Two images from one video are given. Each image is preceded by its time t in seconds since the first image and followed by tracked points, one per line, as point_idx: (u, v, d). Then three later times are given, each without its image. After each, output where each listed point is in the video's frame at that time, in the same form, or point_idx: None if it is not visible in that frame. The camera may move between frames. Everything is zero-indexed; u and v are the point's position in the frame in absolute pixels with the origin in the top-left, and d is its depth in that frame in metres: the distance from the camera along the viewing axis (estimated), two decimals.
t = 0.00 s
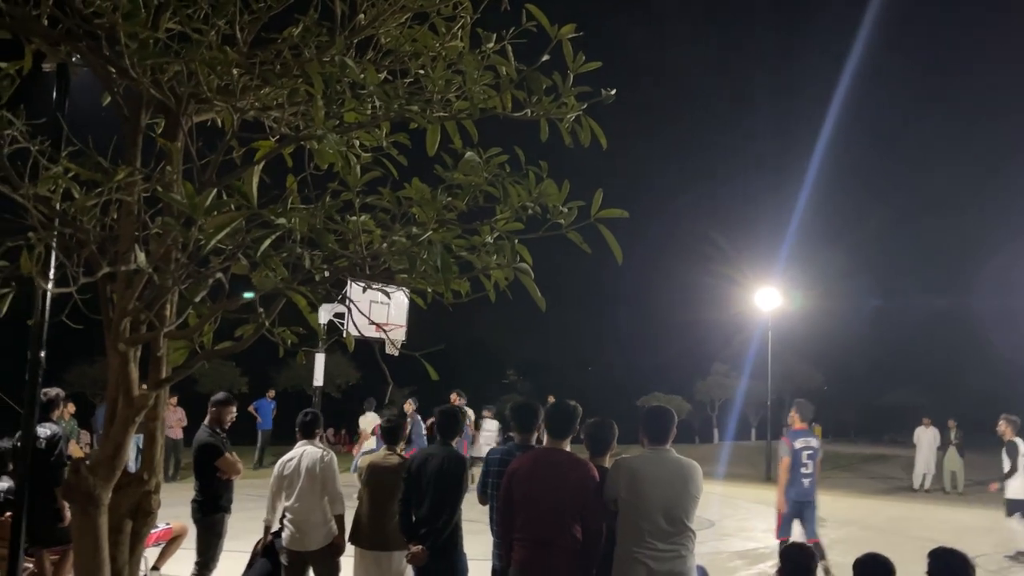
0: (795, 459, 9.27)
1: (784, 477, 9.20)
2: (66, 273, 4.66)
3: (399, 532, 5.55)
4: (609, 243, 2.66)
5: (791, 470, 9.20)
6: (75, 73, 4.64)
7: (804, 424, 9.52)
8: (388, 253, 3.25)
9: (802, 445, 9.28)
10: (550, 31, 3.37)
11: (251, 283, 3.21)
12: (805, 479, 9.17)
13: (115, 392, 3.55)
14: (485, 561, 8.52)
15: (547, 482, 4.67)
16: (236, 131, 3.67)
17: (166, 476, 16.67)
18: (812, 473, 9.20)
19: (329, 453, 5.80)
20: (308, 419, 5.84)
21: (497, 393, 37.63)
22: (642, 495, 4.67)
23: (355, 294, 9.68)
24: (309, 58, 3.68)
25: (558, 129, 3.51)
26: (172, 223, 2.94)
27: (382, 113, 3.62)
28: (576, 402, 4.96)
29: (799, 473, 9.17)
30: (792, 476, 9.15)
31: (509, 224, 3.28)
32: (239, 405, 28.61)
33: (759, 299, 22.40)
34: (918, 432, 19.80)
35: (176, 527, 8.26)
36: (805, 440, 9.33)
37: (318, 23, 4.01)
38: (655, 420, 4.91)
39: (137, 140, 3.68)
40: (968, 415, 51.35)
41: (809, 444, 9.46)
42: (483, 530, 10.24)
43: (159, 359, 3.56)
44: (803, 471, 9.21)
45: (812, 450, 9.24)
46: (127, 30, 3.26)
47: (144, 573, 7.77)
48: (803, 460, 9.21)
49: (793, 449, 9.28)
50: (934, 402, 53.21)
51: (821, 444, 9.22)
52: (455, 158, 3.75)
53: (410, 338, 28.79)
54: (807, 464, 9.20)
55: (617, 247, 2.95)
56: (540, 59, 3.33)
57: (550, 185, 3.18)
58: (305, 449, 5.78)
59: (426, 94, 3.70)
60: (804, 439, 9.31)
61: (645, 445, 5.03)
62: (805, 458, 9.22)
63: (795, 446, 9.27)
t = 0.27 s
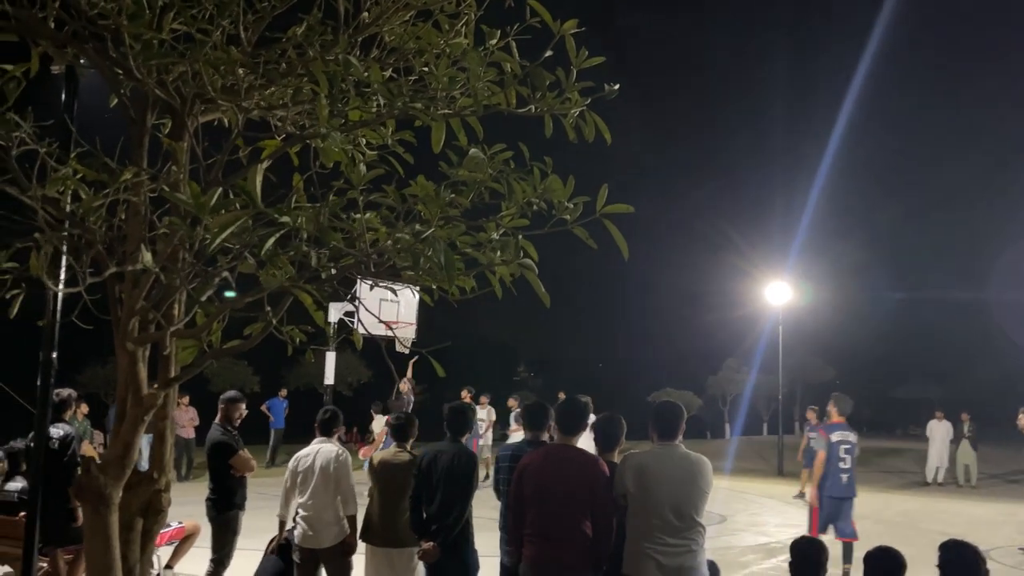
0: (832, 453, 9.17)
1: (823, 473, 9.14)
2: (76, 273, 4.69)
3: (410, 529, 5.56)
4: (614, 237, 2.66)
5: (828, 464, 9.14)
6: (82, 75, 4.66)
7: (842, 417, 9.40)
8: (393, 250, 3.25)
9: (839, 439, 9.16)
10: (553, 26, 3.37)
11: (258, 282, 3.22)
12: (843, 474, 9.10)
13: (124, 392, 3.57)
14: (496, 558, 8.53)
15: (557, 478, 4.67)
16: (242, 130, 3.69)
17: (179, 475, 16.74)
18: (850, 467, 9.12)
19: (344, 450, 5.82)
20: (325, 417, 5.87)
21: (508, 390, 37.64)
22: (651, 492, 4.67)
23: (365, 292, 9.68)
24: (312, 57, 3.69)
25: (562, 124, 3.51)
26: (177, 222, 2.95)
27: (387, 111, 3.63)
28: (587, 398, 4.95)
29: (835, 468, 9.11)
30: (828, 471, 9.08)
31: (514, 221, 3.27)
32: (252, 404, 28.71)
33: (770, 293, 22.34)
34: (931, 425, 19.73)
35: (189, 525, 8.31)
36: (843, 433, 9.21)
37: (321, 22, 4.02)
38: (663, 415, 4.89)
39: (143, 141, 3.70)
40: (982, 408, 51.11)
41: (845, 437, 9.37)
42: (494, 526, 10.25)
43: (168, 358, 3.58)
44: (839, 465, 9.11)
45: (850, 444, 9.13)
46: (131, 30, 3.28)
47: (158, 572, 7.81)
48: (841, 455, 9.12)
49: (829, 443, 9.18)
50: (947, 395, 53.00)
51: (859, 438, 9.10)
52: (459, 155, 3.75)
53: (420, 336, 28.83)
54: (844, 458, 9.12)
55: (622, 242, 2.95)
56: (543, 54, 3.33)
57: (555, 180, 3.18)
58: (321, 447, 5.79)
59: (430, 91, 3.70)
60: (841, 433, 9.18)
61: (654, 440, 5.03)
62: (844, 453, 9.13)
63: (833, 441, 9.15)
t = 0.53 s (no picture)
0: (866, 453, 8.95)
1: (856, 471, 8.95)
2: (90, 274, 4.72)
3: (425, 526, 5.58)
4: (625, 234, 2.67)
5: (861, 464, 8.92)
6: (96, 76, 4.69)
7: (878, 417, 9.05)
8: (404, 249, 3.27)
9: (872, 439, 8.89)
10: (563, 24, 3.37)
11: (271, 281, 3.23)
12: (876, 475, 8.82)
13: (140, 391, 3.59)
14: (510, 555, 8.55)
15: (572, 475, 4.67)
16: (253, 130, 3.71)
17: (193, 473, 16.84)
18: (884, 468, 8.81)
19: (364, 448, 5.83)
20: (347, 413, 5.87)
21: (520, 387, 37.67)
22: (664, 489, 4.67)
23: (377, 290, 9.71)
24: (323, 56, 3.71)
25: (572, 122, 3.52)
26: (191, 223, 2.97)
27: (397, 110, 3.65)
28: (602, 396, 4.93)
29: (867, 467, 8.86)
30: (859, 470, 8.88)
31: (525, 219, 3.28)
32: (266, 403, 28.83)
33: (783, 289, 22.27)
34: (946, 421, 19.63)
35: (204, 524, 8.37)
36: (877, 434, 8.92)
37: (332, 22, 4.03)
38: (676, 411, 4.87)
39: (156, 141, 3.72)
40: (998, 403, 50.79)
41: (884, 437, 9.07)
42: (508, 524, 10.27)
43: (182, 357, 3.61)
44: (872, 466, 8.84)
45: (884, 444, 8.82)
46: (144, 31, 3.29)
47: (174, 570, 7.87)
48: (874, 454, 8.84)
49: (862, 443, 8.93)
50: (962, 390, 52.68)
51: (892, 439, 8.74)
52: (470, 153, 3.77)
53: (433, 334, 28.88)
54: (877, 458, 8.82)
55: (634, 238, 2.95)
56: (554, 52, 3.33)
57: (565, 178, 3.19)
58: (340, 445, 5.81)
59: (441, 89, 3.71)
60: (874, 432, 8.91)
61: (667, 436, 5.01)
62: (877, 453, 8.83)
63: (864, 440, 8.93)
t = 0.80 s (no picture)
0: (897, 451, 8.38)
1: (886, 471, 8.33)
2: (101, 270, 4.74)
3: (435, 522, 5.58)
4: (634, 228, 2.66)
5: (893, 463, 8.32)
6: (106, 73, 4.71)
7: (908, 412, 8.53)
8: (413, 244, 3.28)
9: (902, 435, 8.34)
10: (571, 19, 3.38)
11: (281, 276, 3.25)
12: (911, 472, 8.22)
13: (150, 386, 3.60)
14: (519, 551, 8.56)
15: (582, 472, 4.66)
16: (263, 126, 3.72)
17: (204, 469, 16.92)
18: (919, 464, 8.22)
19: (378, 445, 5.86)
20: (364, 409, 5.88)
21: (529, 383, 37.69)
22: (673, 485, 4.67)
23: (387, 287, 9.73)
24: (332, 52, 3.72)
25: (580, 117, 3.52)
26: (201, 218, 2.98)
27: (406, 106, 3.65)
28: (613, 392, 4.92)
29: (901, 465, 8.26)
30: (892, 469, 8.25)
31: (533, 214, 3.29)
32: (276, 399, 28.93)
33: (793, 284, 22.22)
34: (957, 417, 19.55)
35: (215, 520, 8.40)
36: (906, 429, 8.37)
37: (341, 18, 4.04)
38: (685, 406, 4.85)
39: (166, 138, 3.74)
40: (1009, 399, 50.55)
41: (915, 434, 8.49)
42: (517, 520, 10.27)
43: (193, 352, 3.63)
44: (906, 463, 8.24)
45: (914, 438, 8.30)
46: (155, 28, 3.31)
47: (185, 566, 7.91)
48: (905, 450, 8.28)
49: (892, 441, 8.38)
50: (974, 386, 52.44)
51: (924, 432, 8.21)
52: (479, 149, 3.77)
53: (442, 330, 28.91)
54: (910, 454, 8.24)
55: (643, 233, 2.95)
56: (562, 47, 3.33)
57: (574, 173, 3.19)
58: (355, 441, 5.84)
59: (450, 84, 3.71)
60: (905, 428, 8.37)
61: (676, 431, 5.00)
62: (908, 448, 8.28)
63: (893, 437, 8.37)
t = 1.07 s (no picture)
0: (926, 448, 8.39)
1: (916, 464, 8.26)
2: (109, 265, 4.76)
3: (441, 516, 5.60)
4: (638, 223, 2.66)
5: (923, 459, 8.29)
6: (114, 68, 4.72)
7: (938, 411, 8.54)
8: (418, 239, 3.28)
9: (932, 431, 8.35)
10: (577, 13, 3.37)
11: (287, 270, 3.26)
12: (939, 469, 8.21)
13: (158, 380, 3.63)
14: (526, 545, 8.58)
15: (589, 467, 4.67)
16: (269, 121, 3.73)
17: (213, 462, 17.00)
18: (947, 462, 8.22)
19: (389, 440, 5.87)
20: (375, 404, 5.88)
21: (537, 378, 37.72)
22: (679, 479, 4.68)
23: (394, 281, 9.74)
24: (338, 47, 3.72)
25: (586, 111, 3.52)
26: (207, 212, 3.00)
27: (411, 101, 3.66)
28: (619, 387, 4.92)
29: (931, 461, 8.23)
30: (923, 464, 8.18)
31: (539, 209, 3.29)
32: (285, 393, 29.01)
33: (801, 280, 22.16)
34: (966, 413, 19.49)
35: (223, 513, 8.44)
36: (938, 427, 8.38)
37: (347, 13, 4.04)
38: (691, 401, 4.85)
39: (174, 133, 3.76)
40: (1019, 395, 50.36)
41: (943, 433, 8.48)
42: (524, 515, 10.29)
43: (200, 346, 3.65)
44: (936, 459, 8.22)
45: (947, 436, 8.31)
46: (161, 23, 3.32)
47: (193, 559, 7.96)
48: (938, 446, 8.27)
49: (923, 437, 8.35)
50: (983, 382, 52.26)
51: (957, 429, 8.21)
52: (485, 143, 3.77)
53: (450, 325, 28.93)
54: (940, 451, 8.25)
55: (648, 228, 2.95)
56: (568, 42, 3.33)
57: (580, 168, 3.19)
58: (365, 436, 5.87)
59: (455, 80, 3.72)
60: (936, 424, 8.36)
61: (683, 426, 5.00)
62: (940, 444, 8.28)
63: (925, 433, 8.35)
